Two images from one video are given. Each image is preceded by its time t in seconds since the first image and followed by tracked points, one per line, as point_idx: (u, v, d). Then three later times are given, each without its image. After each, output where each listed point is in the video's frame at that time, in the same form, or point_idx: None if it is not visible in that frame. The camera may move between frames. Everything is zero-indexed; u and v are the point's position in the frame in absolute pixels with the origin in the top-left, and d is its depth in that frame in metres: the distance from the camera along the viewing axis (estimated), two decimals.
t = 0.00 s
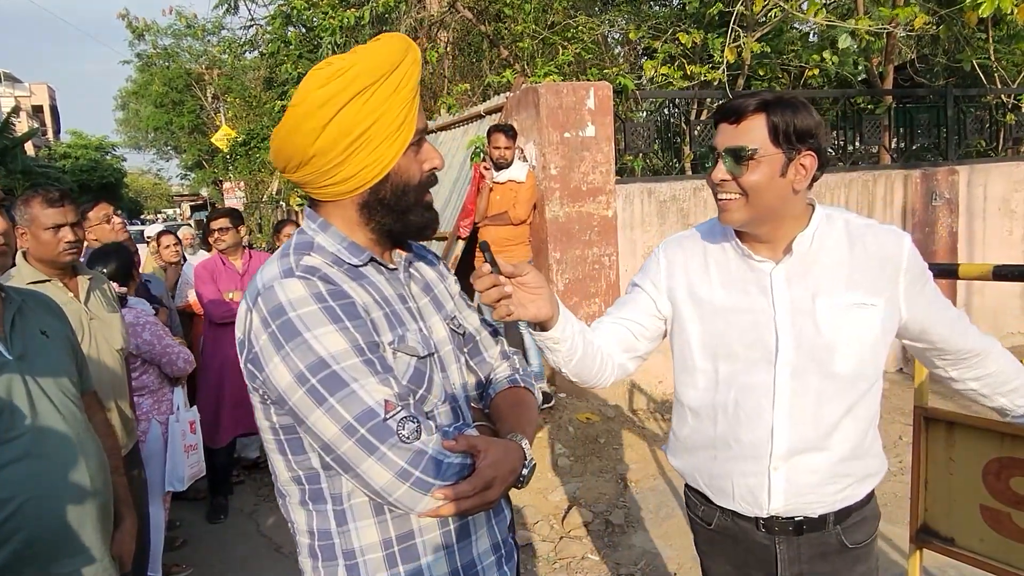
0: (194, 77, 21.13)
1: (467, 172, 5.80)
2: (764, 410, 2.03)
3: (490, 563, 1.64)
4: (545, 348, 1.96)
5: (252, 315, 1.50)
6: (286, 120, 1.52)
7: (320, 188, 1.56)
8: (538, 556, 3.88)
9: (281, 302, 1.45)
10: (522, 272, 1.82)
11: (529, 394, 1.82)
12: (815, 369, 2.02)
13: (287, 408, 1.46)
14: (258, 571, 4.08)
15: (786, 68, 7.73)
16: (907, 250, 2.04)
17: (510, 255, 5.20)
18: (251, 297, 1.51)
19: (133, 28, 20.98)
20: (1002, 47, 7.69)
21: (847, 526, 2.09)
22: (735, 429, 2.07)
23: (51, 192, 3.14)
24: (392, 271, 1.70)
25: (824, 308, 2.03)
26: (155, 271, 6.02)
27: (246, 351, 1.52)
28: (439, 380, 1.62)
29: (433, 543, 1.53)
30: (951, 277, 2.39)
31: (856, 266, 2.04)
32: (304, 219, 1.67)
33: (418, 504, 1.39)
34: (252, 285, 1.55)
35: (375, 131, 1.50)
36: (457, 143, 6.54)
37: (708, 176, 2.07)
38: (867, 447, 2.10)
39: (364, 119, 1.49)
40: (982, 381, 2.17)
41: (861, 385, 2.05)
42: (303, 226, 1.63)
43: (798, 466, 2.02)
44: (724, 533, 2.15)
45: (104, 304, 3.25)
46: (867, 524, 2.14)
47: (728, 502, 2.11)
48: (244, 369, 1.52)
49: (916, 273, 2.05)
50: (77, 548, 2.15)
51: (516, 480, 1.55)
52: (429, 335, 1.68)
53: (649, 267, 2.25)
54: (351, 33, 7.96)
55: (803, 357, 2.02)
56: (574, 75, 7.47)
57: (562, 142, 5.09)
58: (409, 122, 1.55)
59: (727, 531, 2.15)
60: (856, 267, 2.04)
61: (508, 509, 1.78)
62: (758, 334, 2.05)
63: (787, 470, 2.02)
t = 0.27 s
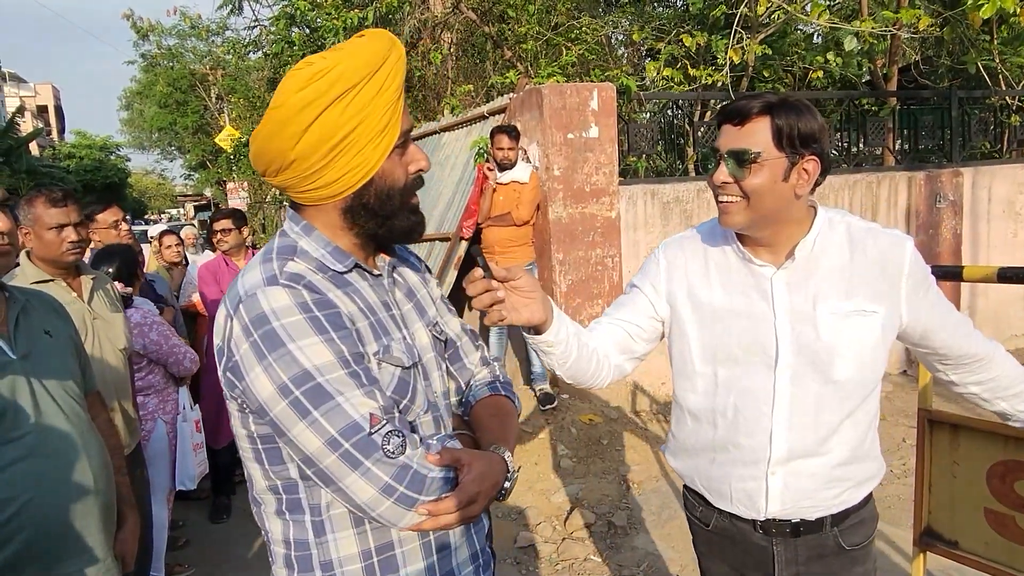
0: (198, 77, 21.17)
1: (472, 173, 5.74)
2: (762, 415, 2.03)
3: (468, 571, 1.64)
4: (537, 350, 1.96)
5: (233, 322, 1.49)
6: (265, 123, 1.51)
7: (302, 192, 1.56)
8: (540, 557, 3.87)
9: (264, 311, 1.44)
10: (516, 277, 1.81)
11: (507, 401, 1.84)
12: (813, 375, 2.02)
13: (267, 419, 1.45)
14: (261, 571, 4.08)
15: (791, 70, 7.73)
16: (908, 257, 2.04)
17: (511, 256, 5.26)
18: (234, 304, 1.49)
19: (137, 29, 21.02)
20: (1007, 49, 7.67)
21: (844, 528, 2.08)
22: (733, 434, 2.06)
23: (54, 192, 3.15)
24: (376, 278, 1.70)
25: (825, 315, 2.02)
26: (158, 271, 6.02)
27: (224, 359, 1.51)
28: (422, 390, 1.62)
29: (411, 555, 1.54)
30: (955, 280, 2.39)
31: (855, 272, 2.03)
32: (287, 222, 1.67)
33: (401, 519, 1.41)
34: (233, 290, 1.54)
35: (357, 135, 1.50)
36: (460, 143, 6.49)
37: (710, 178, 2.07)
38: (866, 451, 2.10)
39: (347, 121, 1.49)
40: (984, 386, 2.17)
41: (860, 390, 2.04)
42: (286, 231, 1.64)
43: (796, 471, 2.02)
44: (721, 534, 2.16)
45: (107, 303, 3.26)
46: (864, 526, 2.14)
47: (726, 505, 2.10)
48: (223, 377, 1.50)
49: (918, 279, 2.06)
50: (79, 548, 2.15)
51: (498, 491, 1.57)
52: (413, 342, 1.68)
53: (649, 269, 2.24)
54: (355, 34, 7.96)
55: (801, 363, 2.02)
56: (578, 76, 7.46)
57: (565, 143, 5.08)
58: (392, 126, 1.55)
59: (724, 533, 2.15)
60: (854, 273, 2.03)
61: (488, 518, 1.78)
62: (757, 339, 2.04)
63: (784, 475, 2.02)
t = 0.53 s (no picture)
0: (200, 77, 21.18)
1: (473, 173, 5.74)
2: (761, 418, 2.03)
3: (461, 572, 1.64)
4: (536, 348, 1.95)
5: (219, 332, 1.48)
6: (246, 123, 1.50)
7: (283, 193, 1.56)
8: (541, 558, 3.87)
9: (251, 321, 1.44)
10: (515, 276, 1.82)
11: (495, 401, 1.84)
12: (812, 379, 2.02)
13: (255, 428, 1.45)
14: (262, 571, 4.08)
15: (792, 70, 7.73)
16: (910, 257, 2.04)
17: (512, 256, 5.27)
18: (218, 316, 1.49)
19: (139, 29, 21.03)
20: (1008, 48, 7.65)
21: (843, 528, 2.08)
22: (731, 436, 2.06)
23: (55, 192, 3.16)
24: (362, 282, 1.70)
25: (824, 317, 2.02)
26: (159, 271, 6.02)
27: (210, 370, 1.50)
28: (412, 395, 1.62)
29: (405, 560, 1.54)
30: (956, 280, 2.39)
31: (855, 274, 2.03)
32: (268, 226, 1.67)
33: (396, 526, 1.41)
34: (217, 298, 1.53)
35: (339, 134, 1.50)
36: (461, 143, 6.47)
37: (713, 180, 2.07)
38: (866, 452, 2.09)
39: (331, 120, 1.49)
40: (982, 388, 2.16)
41: (859, 392, 2.04)
42: (269, 235, 1.63)
43: (795, 473, 2.02)
44: (720, 533, 2.16)
45: (108, 303, 3.26)
46: (864, 527, 2.13)
47: (724, 505, 2.10)
48: (210, 387, 1.50)
49: (917, 282, 2.06)
50: (80, 549, 2.15)
51: (492, 494, 1.57)
52: (400, 346, 1.68)
53: (650, 267, 2.23)
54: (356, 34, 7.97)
55: (800, 365, 2.02)
56: (579, 76, 7.46)
57: (566, 143, 5.08)
58: (375, 125, 1.55)
59: (722, 533, 2.15)
60: (853, 276, 2.03)
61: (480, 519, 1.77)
62: (757, 340, 2.04)
63: (782, 477, 2.02)
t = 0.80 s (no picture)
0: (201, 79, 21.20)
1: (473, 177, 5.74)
2: (764, 422, 2.02)
3: None
4: (534, 352, 1.95)
5: (216, 335, 1.48)
6: (230, 117, 1.55)
7: (266, 188, 1.57)
8: (541, 560, 3.87)
9: (250, 323, 1.44)
10: (508, 277, 1.81)
11: (490, 404, 1.85)
12: (815, 381, 2.02)
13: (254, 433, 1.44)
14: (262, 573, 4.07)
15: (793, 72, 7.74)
16: (911, 259, 2.05)
17: (514, 258, 5.24)
18: (217, 317, 1.48)
19: (140, 31, 21.06)
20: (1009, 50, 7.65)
21: (848, 531, 2.08)
22: (734, 439, 2.06)
23: (56, 195, 3.18)
24: (358, 285, 1.70)
25: (827, 319, 2.02)
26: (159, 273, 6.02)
27: (208, 374, 1.50)
28: (410, 399, 1.62)
29: (404, 565, 1.54)
30: (956, 282, 2.38)
31: (858, 275, 2.03)
32: (265, 228, 1.67)
33: (397, 530, 1.41)
34: (215, 302, 1.53)
35: (314, 128, 1.49)
36: (462, 146, 6.46)
37: (712, 185, 2.06)
38: (868, 454, 2.09)
39: (301, 116, 1.48)
40: (985, 389, 2.16)
41: (860, 395, 2.04)
42: (262, 239, 1.63)
43: (797, 476, 2.02)
44: (724, 537, 2.15)
45: (108, 306, 3.26)
46: (868, 530, 2.14)
47: (728, 509, 2.10)
48: (208, 391, 1.49)
49: (918, 284, 2.06)
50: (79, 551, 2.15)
51: (491, 497, 1.57)
52: (397, 349, 1.69)
53: (649, 271, 2.23)
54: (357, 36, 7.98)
55: (802, 367, 2.02)
56: (579, 78, 7.46)
57: (567, 145, 5.08)
58: (356, 121, 1.53)
59: (728, 538, 2.14)
60: (854, 277, 2.03)
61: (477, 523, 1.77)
62: (759, 343, 2.04)
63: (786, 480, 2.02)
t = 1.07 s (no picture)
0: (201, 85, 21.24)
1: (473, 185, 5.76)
2: (766, 429, 2.03)
3: None
4: (533, 364, 1.96)
5: (216, 341, 1.49)
6: (233, 121, 1.59)
7: (266, 192, 1.61)
8: (541, 568, 3.86)
9: (247, 329, 1.45)
10: (507, 292, 1.82)
11: (500, 415, 1.85)
12: (816, 388, 2.02)
13: (252, 438, 1.45)
14: None
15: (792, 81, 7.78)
16: (910, 267, 2.06)
17: (514, 266, 5.26)
18: (216, 324, 1.50)
19: (142, 37, 21.13)
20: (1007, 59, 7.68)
21: (850, 539, 2.09)
22: (736, 448, 2.06)
23: (57, 202, 3.19)
24: (361, 292, 1.71)
25: (826, 327, 2.03)
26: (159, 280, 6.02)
27: (208, 379, 1.51)
28: (412, 405, 1.63)
29: (405, 574, 1.54)
30: (955, 291, 2.39)
31: (857, 283, 2.04)
32: (269, 237, 1.69)
33: (392, 536, 1.40)
34: (216, 308, 1.54)
35: (306, 133, 1.51)
36: (462, 153, 6.47)
37: (713, 197, 2.08)
38: (868, 462, 2.09)
39: (293, 121, 1.51)
40: (985, 398, 2.16)
41: (859, 402, 2.05)
42: (268, 246, 1.66)
43: (800, 483, 2.02)
44: (726, 548, 2.15)
45: (109, 312, 3.27)
46: (869, 538, 2.14)
47: (730, 519, 2.10)
48: (208, 397, 1.50)
49: (917, 292, 2.07)
50: (79, 558, 2.15)
51: (491, 505, 1.57)
52: (400, 356, 1.69)
53: (649, 282, 2.23)
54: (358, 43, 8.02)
55: (803, 375, 2.02)
56: (579, 87, 7.49)
57: (566, 153, 5.09)
58: (349, 127, 1.54)
59: (732, 549, 2.14)
60: (853, 285, 2.04)
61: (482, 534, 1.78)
62: (760, 351, 2.05)
63: (789, 488, 2.02)
